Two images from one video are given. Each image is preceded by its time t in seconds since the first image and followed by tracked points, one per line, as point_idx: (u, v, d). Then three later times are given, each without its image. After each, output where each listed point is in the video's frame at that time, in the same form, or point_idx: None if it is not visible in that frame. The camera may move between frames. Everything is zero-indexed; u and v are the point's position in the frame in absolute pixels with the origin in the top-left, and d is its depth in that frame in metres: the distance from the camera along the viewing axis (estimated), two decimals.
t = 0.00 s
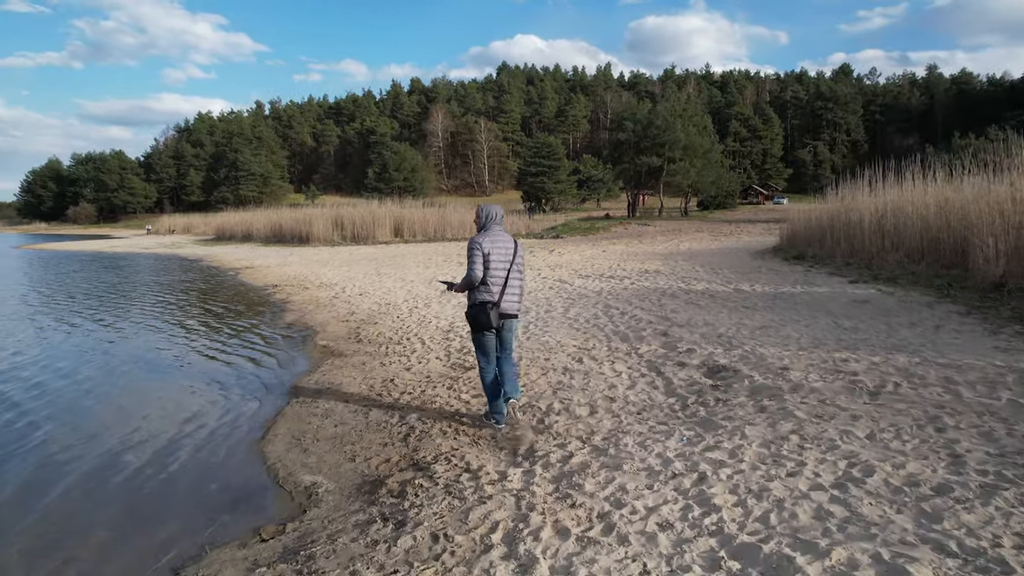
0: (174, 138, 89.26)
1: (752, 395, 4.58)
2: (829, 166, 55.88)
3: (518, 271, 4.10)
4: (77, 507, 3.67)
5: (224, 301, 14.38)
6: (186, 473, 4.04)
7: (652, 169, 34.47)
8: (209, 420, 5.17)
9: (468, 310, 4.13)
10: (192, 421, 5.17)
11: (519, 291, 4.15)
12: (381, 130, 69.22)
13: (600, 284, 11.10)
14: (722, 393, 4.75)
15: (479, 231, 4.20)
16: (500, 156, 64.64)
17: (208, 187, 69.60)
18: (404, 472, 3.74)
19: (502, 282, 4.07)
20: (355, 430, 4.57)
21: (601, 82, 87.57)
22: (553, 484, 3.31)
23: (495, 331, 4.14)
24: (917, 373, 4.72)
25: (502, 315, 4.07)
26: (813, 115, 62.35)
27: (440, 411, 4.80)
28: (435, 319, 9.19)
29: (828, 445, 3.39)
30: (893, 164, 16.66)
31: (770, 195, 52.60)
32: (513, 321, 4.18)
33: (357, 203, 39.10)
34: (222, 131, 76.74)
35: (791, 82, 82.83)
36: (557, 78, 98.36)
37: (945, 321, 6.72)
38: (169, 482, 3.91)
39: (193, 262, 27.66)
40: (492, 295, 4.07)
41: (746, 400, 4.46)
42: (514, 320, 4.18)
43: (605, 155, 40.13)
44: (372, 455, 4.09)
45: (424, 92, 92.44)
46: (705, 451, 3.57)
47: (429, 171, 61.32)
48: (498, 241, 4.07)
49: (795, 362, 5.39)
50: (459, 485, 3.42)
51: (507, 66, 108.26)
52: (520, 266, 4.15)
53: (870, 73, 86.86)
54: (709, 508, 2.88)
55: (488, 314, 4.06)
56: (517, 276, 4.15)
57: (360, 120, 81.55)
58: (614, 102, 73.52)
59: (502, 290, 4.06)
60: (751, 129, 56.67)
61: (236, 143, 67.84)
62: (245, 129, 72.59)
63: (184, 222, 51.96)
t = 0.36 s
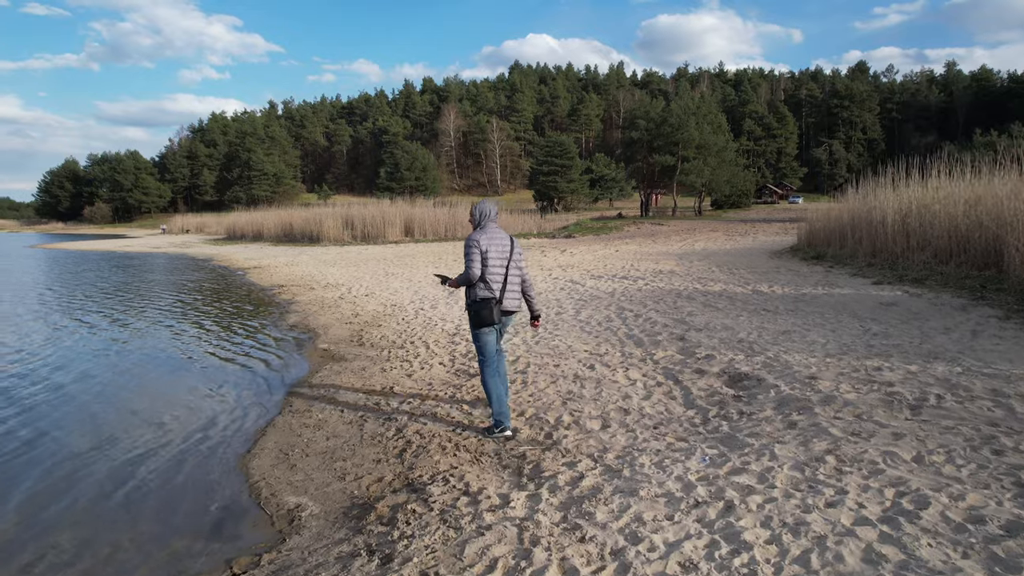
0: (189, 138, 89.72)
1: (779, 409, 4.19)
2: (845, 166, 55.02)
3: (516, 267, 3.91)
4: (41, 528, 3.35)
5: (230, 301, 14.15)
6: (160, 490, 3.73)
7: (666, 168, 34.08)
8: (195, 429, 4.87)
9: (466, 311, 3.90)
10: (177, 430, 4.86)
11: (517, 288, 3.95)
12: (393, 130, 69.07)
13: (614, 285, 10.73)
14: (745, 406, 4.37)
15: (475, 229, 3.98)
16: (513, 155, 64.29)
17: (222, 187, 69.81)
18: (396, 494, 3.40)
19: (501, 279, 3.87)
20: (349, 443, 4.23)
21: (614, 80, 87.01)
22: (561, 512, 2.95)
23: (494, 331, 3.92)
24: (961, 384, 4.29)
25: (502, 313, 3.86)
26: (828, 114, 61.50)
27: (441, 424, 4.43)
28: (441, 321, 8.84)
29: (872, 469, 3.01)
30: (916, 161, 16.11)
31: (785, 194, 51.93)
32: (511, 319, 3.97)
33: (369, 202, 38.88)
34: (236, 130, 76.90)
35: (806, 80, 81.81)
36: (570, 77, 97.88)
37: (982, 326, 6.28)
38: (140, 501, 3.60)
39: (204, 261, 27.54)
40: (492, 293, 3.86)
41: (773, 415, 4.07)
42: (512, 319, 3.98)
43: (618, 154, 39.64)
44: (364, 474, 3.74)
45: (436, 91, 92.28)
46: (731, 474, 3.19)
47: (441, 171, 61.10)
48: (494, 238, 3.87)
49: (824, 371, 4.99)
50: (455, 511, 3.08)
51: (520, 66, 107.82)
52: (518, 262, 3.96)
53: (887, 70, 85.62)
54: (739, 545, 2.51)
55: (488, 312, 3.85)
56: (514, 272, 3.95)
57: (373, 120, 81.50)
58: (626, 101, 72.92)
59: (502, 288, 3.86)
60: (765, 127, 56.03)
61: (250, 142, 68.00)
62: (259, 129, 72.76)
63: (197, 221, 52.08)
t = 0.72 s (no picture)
0: (209, 141, 90.51)
1: (815, 425, 3.80)
2: (868, 167, 53.98)
3: (514, 258, 4.11)
4: (10, 554, 3.09)
5: (242, 303, 13.97)
6: (140, 510, 3.47)
7: (685, 170, 33.54)
8: (187, 440, 4.62)
9: (469, 301, 4.03)
10: (167, 440, 4.62)
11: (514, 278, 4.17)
12: (410, 133, 69.04)
13: (632, 288, 10.36)
14: (777, 422, 4.00)
15: (469, 223, 4.13)
16: (530, 158, 63.92)
17: (241, 190, 70.25)
18: (393, 519, 3.10)
19: (502, 269, 4.06)
20: (347, 459, 3.93)
21: (632, 83, 86.41)
22: (573, 546, 2.63)
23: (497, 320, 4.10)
24: (1018, 400, 3.88)
25: (506, 301, 4.05)
26: (851, 114, 60.44)
27: (446, 438, 4.11)
28: (453, 325, 8.54)
29: (931, 501, 2.63)
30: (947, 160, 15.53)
31: (807, 196, 51.08)
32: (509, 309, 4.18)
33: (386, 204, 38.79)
34: (255, 134, 77.35)
35: (828, 81, 80.62)
36: (588, 79, 97.38)
37: None
38: (115, 521, 3.35)
39: (220, 263, 27.55)
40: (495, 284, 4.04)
41: (808, 432, 3.70)
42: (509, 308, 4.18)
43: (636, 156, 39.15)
44: (359, 494, 3.44)
45: (454, 94, 92.27)
46: (765, 502, 2.84)
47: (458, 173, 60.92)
48: (491, 229, 4.05)
49: (862, 383, 4.60)
50: (456, 542, 2.76)
51: (537, 69, 107.53)
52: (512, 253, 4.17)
53: (911, 70, 84.10)
54: None
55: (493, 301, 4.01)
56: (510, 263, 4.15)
57: (391, 123, 81.63)
58: (645, 103, 72.28)
59: (503, 278, 4.05)
60: (786, 128, 55.22)
61: (269, 145, 68.33)
62: (278, 133, 73.11)
63: (216, 224, 52.38)
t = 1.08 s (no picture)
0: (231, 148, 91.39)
1: (858, 449, 3.43)
2: (891, 172, 52.96)
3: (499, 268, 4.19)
4: None
5: (255, 309, 13.78)
6: (116, 537, 3.20)
7: (705, 175, 33.03)
8: (177, 454, 4.36)
9: (460, 311, 4.07)
10: (157, 455, 4.37)
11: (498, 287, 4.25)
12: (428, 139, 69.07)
13: (652, 296, 9.99)
14: (813, 444, 3.64)
15: (456, 232, 4.15)
16: (549, 164, 63.58)
17: (261, 197, 70.73)
18: (391, 554, 2.80)
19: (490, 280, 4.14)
20: (345, 482, 3.63)
21: (651, 88, 85.82)
22: None
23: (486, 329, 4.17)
24: None
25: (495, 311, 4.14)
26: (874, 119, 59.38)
27: (452, 459, 3.80)
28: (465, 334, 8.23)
29: (1005, 547, 2.28)
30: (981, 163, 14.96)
31: (829, 202, 50.25)
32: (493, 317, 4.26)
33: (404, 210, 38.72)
34: (276, 141, 77.93)
35: (851, 85, 79.41)
36: (607, 85, 96.93)
37: None
38: (86, 550, 3.09)
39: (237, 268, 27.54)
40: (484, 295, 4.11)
41: (852, 457, 3.33)
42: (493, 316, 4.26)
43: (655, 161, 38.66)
44: (353, 523, 3.13)
45: (472, 101, 92.30)
46: (808, 543, 2.49)
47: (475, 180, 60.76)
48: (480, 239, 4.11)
49: (907, 399, 4.21)
50: None
51: (556, 75, 107.27)
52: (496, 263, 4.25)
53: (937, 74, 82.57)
54: None
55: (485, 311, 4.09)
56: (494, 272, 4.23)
57: (409, 130, 81.79)
58: (665, 108, 71.68)
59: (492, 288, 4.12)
60: (807, 133, 54.41)
61: (289, 152, 68.74)
62: (298, 140, 73.55)
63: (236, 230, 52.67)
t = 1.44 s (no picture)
0: (263, 155, 92.71)
1: (926, 479, 3.03)
2: (930, 176, 51.41)
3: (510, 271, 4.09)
4: None
5: (281, 314, 13.69)
6: (106, 563, 2.95)
7: (737, 179, 32.35)
8: (184, 467, 4.14)
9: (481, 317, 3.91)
10: (163, 467, 4.14)
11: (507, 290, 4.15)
12: (456, 145, 69.16)
13: (685, 303, 9.58)
14: (874, 471, 3.24)
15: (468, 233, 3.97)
16: (578, 169, 63.12)
17: (292, 203, 71.51)
18: None
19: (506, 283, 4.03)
20: (353, 505, 3.34)
21: (681, 92, 84.82)
22: None
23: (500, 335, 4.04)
24: None
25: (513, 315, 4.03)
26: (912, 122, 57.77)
27: (470, 481, 3.48)
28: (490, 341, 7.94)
29: None
30: None
31: (864, 207, 49.03)
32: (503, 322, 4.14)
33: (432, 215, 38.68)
34: (307, 147, 78.83)
35: (888, 88, 77.51)
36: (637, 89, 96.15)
37: None
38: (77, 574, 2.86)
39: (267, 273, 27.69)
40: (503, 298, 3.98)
41: (919, 488, 2.94)
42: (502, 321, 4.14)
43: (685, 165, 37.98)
44: (358, 554, 2.83)
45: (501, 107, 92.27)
46: None
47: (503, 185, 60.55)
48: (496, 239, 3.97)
49: (975, 420, 3.78)
50: None
51: (585, 80, 106.79)
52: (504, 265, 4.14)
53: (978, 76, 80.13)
54: None
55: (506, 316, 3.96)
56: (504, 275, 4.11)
57: (438, 136, 82.00)
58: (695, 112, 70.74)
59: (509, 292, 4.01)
60: (841, 137, 53.15)
61: (320, 158, 69.43)
62: (329, 146, 74.27)
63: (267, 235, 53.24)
